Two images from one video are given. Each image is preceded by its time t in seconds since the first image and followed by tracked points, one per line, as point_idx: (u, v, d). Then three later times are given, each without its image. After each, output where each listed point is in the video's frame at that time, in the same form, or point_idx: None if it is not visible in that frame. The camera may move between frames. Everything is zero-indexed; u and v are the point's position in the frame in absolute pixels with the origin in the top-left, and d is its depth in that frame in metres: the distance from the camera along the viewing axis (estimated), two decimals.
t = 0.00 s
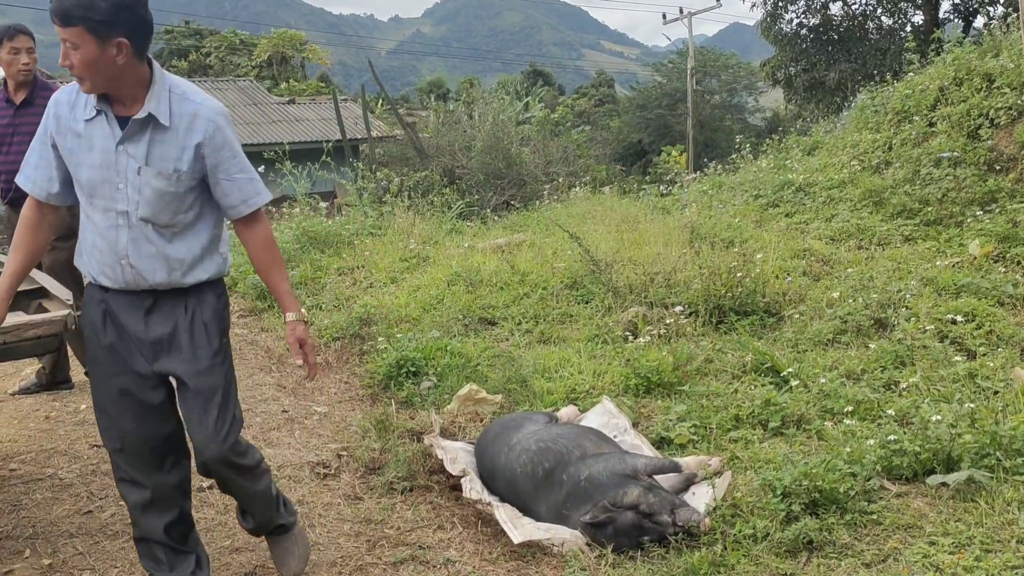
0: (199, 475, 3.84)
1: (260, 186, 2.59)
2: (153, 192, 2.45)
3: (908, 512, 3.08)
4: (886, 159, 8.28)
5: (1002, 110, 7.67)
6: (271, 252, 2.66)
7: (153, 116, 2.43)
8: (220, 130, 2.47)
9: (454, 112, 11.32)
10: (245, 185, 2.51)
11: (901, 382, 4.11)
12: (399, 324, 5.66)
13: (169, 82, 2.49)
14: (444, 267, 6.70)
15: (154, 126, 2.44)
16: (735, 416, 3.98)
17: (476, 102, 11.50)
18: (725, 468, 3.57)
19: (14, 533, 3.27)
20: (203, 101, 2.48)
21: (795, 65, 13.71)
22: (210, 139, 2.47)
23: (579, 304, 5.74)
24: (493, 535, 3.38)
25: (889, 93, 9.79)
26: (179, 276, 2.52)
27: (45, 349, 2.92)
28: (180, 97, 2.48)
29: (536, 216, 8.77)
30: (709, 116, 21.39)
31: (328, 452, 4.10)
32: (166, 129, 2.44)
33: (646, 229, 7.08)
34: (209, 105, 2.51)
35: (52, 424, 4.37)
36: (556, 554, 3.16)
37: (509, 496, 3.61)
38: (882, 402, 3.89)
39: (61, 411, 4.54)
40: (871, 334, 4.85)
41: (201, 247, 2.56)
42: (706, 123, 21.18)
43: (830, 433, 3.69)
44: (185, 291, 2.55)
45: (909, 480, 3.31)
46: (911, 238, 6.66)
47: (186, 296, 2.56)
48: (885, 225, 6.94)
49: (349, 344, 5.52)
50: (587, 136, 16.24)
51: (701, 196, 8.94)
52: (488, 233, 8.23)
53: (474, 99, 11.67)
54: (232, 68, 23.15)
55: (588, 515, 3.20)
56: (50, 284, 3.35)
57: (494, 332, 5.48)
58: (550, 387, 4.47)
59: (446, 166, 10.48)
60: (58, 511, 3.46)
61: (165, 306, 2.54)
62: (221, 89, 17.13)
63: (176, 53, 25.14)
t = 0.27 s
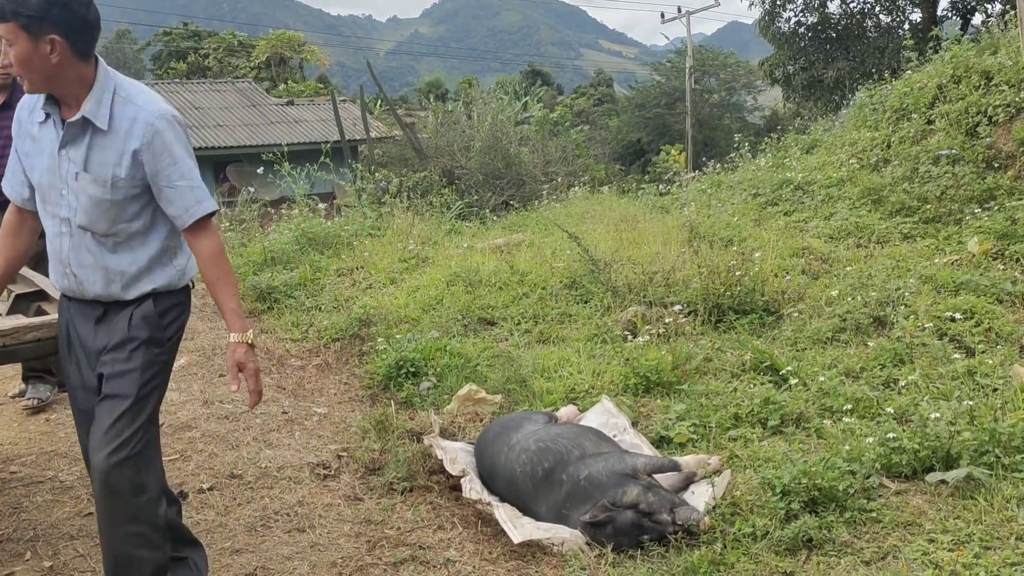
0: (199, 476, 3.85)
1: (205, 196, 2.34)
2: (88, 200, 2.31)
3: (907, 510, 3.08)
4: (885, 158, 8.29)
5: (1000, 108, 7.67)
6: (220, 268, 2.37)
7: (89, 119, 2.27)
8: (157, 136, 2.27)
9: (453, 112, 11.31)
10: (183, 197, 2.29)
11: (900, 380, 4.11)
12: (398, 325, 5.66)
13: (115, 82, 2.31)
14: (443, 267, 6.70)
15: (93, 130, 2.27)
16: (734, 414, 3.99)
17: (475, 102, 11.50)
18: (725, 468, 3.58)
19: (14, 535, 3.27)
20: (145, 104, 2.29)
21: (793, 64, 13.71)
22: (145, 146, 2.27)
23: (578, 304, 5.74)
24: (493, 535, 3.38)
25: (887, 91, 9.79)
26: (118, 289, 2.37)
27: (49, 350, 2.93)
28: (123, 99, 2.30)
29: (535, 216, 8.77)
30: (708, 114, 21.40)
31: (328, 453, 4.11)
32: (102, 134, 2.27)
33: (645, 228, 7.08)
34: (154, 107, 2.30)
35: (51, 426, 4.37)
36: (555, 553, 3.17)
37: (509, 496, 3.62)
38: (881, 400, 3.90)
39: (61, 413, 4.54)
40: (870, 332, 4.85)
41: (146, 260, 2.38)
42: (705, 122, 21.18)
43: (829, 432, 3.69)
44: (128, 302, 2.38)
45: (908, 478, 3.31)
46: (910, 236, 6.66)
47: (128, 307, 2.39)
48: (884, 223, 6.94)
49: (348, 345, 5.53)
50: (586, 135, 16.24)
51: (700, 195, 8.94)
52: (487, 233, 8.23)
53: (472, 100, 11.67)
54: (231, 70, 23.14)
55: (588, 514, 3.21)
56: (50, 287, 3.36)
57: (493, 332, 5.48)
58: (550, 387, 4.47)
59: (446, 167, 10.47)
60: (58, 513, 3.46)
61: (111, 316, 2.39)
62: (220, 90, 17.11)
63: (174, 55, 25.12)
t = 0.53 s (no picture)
0: (201, 477, 3.86)
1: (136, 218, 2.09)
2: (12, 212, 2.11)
3: (906, 505, 3.09)
4: (883, 155, 8.29)
5: (998, 104, 7.68)
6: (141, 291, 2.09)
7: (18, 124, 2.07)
8: (85, 146, 2.05)
9: (452, 112, 11.32)
10: (108, 215, 2.05)
11: (900, 375, 4.12)
12: (398, 326, 5.67)
13: (54, 86, 2.12)
14: (444, 267, 6.71)
15: (26, 136, 2.08)
16: (734, 412, 4.00)
17: (473, 102, 11.51)
18: (725, 465, 3.59)
19: (17, 538, 3.28)
20: (79, 112, 2.09)
21: (792, 61, 13.71)
22: (70, 157, 2.05)
23: (578, 302, 5.75)
24: (494, 534, 3.39)
25: (886, 88, 9.80)
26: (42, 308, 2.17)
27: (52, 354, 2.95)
28: (61, 106, 2.10)
29: (534, 215, 8.78)
30: (707, 113, 21.40)
31: (329, 453, 4.12)
32: (30, 140, 2.08)
33: (645, 227, 7.09)
34: (87, 115, 2.09)
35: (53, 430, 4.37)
36: (557, 552, 3.18)
37: (510, 495, 3.63)
38: (880, 397, 3.91)
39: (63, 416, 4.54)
40: (869, 328, 4.86)
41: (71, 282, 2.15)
42: (704, 120, 21.19)
43: (829, 428, 3.70)
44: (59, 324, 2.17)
45: (907, 474, 3.32)
46: (910, 232, 6.67)
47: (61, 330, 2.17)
48: (883, 220, 6.95)
49: (349, 346, 5.54)
50: (586, 134, 16.25)
51: (699, 193, 8.95)
52: (487, 233, 8.24)
53: (471, 100, 11.68)
54: (230, 72, 23.15)
55: (589, 513, 3.22)
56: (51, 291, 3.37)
57: (493, 331, 5.49)
58: (550, 386, 4.49)
59: (445, 167, 10.49)
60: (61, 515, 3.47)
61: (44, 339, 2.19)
62: (219, 92, 17.12)
63: (173, 57, 25.13)
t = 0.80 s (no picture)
0: (207, 479, 3.88)
1: (43, 233, 2.20)
2: None
3: (911, 501, 3.10)
4: (886, 151, 8.29)
5: (1001, 99, 7.66)
6: (1, 308, 2.16)
7: None
8: None
9: (454, 113, 11.32)
10: None
11: (904, 372, 4.12)
12: (403, 327, 5.68)
13: None
14: (447, 268, 6.72)
15: None
16: (739, 409, 4.00)
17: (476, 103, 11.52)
18: (730, 463, 3.59)
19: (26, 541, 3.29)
20: None
21: (794, 59, 13.69)
22: None
23: (582, 302, 5.76)
24: (501, 533, 3.41)
25: (888, 85, 9.79)
26: None
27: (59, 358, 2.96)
28: None
29: (538, 215, 8.79)
30: (709, 111, 21.39)
31: (334, 454, 4.13)
32: None
33: (648, 225, 7.09)
34: None
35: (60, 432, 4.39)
36: (563, 550, 3.20)
37: (515, 495, 3.64)
38: (885, 393, 3.91)
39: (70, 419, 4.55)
40: (873, 325, 4.86)
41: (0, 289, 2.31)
42: (707, 118, 21.17)
43: (834, 425, 3.71)
44: None
45: (912, 470, 3.33)
46: (913, 229, 6.66)
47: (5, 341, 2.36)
48: (887, 216, 6.94)
49: (354, 347, 5.56)
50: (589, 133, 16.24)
51: (702, 192, 8.95)
52: (490, 233, 8.25)
53: (473, 100, 11.69)
54: (233, 76, 23.19)
55: (595, 511, 3.23)
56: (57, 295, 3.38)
57: (498, 331, 5.50)
58: (555, 385, 4.49)
59: (448, 168, 10.50)
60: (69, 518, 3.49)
61: None
62: (222, 95, 17.15)
63: (176, 61, 25.18)
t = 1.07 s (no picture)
0: (212, 479, 3.89)
1: None
2: None
3: (916, 500, 3.11)
4: (890, 150, 8.27)
5: (1005, 97, 7.65)
6: None
7: None
8: None
9: (457, 113, 11.33)
10: None
11: (909, 370, 4.12)
12: (406, 327, 5.69)
13: None
14: (451, 268, 6.73)
15: None
16: (743, 409, 4.00)
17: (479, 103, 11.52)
18: (734, 462, 3.59)
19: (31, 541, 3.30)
20: None
21: (798, 58, 13.66)
22: None
23: (585, 301, 5.75)
24: (505, 533, 3.41)
25: (892, 83, 9.77)
26: None
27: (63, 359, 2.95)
28: None
29: (541, 215, 8.79)
30: (713, 110, 21.36)
31: (338, 454, 4.14)
32: None
33: (651, 225, 7.09)
34: None
35: (65, 433, 4.39)
36: (567, 550, 3.20)
37: (519, 494, 3.64)
38: (889, 392, 3.91)
39: (75, 419, 4.56)
40: (877, 324, 4.86)
41: None
42: (710, 118, 21.14)
43: (838, 424, 3.71)
44: None
45: (917, 468, 3.34)
46: (917, 228, 6.65)
47: None
48: (891, 215, 6.93)
49: (357, 348, 5.56)
50: (592, 133, 16.23)
51: (705, 191, 8.93)
52: (494, 233, 8.25)
53: (476, 100, 11.70)
54: (236, 77, 23.21)
55: (599, 511, 3.24)
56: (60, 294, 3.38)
57: (501, 331, 5.51)
58: (559, 385, 4.49)
59: (452, 168, 10.50)
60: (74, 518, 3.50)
61: None
62: (226, 96, 17.18)
63: (179, 62, 25.21)
